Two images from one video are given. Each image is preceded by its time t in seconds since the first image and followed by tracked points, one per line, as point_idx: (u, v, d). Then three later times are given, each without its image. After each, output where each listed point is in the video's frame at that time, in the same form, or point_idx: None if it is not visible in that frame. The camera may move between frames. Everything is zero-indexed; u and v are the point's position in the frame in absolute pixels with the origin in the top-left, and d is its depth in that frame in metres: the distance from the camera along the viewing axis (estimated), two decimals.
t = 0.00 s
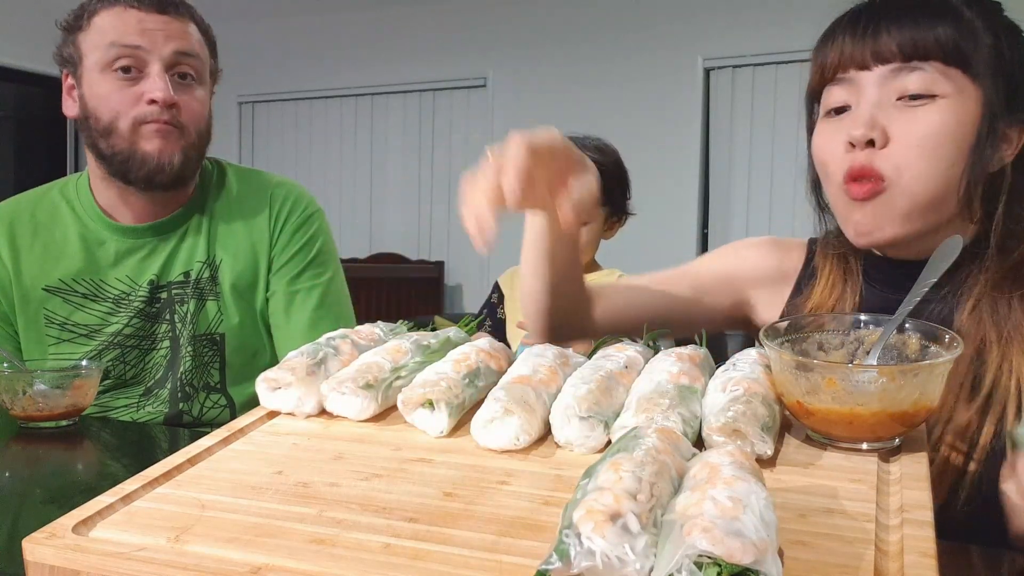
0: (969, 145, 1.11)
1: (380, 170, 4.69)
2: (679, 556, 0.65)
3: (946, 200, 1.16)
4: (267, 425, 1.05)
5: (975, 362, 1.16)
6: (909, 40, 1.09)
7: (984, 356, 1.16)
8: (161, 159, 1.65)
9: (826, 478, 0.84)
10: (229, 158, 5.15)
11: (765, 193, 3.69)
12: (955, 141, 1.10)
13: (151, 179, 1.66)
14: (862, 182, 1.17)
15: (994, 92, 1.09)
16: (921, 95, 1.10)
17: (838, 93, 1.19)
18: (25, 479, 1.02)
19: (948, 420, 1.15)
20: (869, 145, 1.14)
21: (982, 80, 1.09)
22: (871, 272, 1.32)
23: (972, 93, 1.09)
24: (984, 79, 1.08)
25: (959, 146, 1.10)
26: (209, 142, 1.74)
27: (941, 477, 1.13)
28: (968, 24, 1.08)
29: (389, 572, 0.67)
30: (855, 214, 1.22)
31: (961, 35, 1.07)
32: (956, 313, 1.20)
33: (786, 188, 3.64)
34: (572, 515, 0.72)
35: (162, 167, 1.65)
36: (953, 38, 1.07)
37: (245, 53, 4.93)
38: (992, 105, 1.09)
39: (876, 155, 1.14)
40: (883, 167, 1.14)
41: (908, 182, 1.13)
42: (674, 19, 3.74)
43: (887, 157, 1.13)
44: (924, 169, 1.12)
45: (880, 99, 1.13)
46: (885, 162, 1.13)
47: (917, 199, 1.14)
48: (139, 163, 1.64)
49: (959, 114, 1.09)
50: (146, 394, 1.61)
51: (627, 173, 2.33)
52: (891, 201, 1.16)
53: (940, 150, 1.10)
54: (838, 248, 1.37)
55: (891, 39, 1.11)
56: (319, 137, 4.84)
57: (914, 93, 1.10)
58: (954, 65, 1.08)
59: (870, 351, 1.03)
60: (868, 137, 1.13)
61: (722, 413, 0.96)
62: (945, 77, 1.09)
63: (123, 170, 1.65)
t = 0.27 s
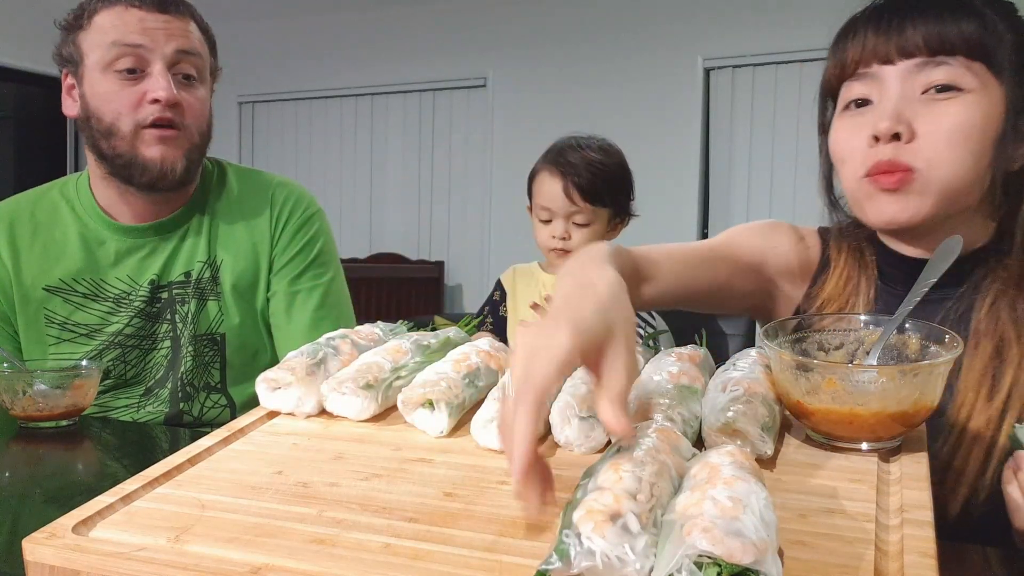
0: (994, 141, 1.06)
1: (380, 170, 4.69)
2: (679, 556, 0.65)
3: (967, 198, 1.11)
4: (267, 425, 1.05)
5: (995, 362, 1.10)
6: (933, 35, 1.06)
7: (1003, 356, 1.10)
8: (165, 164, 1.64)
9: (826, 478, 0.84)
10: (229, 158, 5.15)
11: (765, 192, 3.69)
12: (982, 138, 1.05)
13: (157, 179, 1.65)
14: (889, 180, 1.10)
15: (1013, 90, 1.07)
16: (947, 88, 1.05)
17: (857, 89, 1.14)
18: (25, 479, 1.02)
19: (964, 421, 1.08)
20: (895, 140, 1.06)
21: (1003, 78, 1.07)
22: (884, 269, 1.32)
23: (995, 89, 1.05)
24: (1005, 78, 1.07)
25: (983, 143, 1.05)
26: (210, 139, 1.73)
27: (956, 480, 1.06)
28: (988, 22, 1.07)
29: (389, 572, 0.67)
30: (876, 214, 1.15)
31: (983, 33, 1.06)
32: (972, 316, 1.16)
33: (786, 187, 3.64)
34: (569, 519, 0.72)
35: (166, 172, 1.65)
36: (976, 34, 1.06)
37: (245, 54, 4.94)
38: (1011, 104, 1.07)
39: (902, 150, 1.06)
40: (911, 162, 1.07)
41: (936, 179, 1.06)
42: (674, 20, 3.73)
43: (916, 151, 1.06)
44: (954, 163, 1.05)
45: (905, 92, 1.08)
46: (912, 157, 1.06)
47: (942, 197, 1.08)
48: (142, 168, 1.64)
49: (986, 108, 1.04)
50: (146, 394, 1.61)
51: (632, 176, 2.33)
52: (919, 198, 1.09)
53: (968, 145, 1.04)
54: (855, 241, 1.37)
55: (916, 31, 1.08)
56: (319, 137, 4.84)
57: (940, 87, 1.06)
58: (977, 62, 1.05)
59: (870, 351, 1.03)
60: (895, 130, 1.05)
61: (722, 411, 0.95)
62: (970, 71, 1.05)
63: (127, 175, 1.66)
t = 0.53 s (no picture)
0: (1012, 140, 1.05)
1: (380, 170, 4.69)
2: (679, 556, 0.65)
3: (987, 198, 1.09)
4: (267, 425, 1.05)
5: (1010, 363, 1.09)
6: (955, 29, 1.06)
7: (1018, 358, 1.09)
8: (172, 162, 1.64)
9: (827, 478, 0.84)
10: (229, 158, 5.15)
11: (765, 192, 3.69)
12: (1003, 135, 1.04)
13: (164, 178, 1.64)
14: (908, 177, 1.09)
15: None
16: (967, 84, 1.05)
17: (875, 85, 1.14)
18: (25, 479, 1.02)
19: (978, 425, 1.08)
20: (915, 136, 1.05)
21: None
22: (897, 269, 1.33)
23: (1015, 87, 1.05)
24: None
25: (1005, 140, 1.04)
26: (215, 140, 1.74)
27: (971, 485, 1.05)
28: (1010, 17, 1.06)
29: (389, 571, 0.68)
30: (896, 213, 1.14)
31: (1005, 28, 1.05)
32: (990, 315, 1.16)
33: (786, 187, 3.64)
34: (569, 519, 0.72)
35: (174, 168, 1.64)
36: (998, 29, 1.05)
37: (245, 54, 4.93)
38: None
39: (923, 147, 1.05)
40: (931, 158, 1.06)
41: (956, 177, 1.05)
42: (674, 20, 3.73)
43: (936, 148, 1.04)
44: (974, 161, 1.04)
45: (925, 88, 1.07)
46: (933, 153, 1.05)
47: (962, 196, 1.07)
48: (150, 165, 1.63)
49: (1007, 106, 1.04)
50: (147, 394, 1.61)
51: (635, 174, 2.33)
52: (939, 197, 1.08)
53: (988, 142, 1.03)
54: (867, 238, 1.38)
55: (938, 26, 1.07)
56: (319, 137, 4.84)
57: (962, 83, 1.05)
58: (998, 58, 1.05)
59: (869, 351, 1.03)
60: (915, 126, 1.05)
61: (722, 412, 0.95)
62: (991, 68, 1.05)
63: (134, 173, 1.64)
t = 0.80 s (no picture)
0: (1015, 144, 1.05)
1: (380, 170, 4.69)
2: (681, 553, 0.65)
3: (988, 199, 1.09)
4: (267, 425, 1.05)
5: (1012, 364, 1.09)
6: (959, 31, 1.06)
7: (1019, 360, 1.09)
8: (175, 160, 1.64)
9: (826, 478, 0.84)
10: (229, 158, 5.15)
11: (765, 192, 3.69)
12: (1005, 137, 1.04)
13: (167, 178, 1.64)
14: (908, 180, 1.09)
15: None
16: (970, 87, 1.05)
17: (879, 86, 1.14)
18: (25, 479, 1.02)
19: (981, 427, 1.08)
20: (916, 139, 1.05)
21: None
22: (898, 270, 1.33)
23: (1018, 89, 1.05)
24: None
25: (1007, 143, 1.04)
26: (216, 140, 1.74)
27: (974, 485, 1.05)
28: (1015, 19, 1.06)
29: (389, 572, 0.67)
30: (896, 218, 1.15)
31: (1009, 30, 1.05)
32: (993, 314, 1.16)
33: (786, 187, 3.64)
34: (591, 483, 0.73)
35: (177, 167, 1.64)
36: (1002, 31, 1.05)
37: (245, 54, 4.94)
38: None
39: (923, 150, 1.05)
40: (930, 162, 1.06)
41: (958, 180, 1.05)
42: (673, 20, 3.74)
43: (937, 152, 1.05)
44: (973, 166, 1.04)
45: (928, 90, 1.07)
46: (933, 157, 1.05)
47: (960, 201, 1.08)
48: (152, 165, 1.63)
49: (1010, 109, 1.04)
50: (148, 394, 1.61)
51: (636, 174, 2.33)
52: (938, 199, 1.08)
53: (990, 145, 1.03)
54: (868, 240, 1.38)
55: (941, 27, 1.07)
56: (319, 137, 4.84)
57: (966, 85, 1.05)
58: (1002, 60, 1.05)
59: (869, 351, 1.03)
60: (917, 129, 1.04)
61: (722, 412, 0.95)
62: (994, 70, 1.05)
63: (136, 172, 1.64)
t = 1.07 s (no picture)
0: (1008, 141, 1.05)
1: (380, 169, 4.69)
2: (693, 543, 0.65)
3: (984, 199, 1.09)
4: (267, 425, 1.05)
5: (1010, 364, 1.09)
6: (950, 33, 1.06)
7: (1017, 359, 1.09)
8: (167, 162, 1.64)
9: (826, 478, 0.84)
10: (229, 158, 5.15)
11: (765, 192, 3.69)
12: (999, 137, 1.04)
13: (160, 178, 1.64)
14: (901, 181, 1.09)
15: None
16: (963, 90, 1.04)
17: (872, 88, 1.13)
18: (25, 479, 1.02)
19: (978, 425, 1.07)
20: (910, 139, 1.05)
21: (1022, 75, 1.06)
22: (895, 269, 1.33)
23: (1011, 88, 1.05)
24: None
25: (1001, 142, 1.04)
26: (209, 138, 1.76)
27: (970, 485, 1.05)
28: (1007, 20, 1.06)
29: (389, 571, 0.68)
30: (890, 215, 1.15)
31: (1002, 31, 1.05)
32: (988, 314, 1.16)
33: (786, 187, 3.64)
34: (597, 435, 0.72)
35: (170, 167, 1.64)
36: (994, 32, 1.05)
37: (245, 54, 4.94)
38: None
39: (918, 150, 1.06)
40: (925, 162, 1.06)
41: (952, 181, 1.05)
42: (673, 20, 3.73)
43: (931, 151, 1.05)
44: (966, 166, 1.04)
45: (920, 90, 1.07)
46: (928, 157, 1.05)
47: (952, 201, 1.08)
48: (144, 165, 1.63)
49: (1003, 109, 1.03)
50: (148, 395, 1.61)
51: (634, 173, 2.33)
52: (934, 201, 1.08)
53: (985, 146, 1.03)
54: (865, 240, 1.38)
55: (933, 29, 1.07)
56: (319, 137, 4.84)
57: (958, 85, 1.05)
58: (995, 60, 1.05)
59: (869, 351, 1.03)
60: (911, 130, 1.04)
61: (722, 412, 0.95)
62: (987, 70, 1.04)
63: (128, 173, 1.64)
